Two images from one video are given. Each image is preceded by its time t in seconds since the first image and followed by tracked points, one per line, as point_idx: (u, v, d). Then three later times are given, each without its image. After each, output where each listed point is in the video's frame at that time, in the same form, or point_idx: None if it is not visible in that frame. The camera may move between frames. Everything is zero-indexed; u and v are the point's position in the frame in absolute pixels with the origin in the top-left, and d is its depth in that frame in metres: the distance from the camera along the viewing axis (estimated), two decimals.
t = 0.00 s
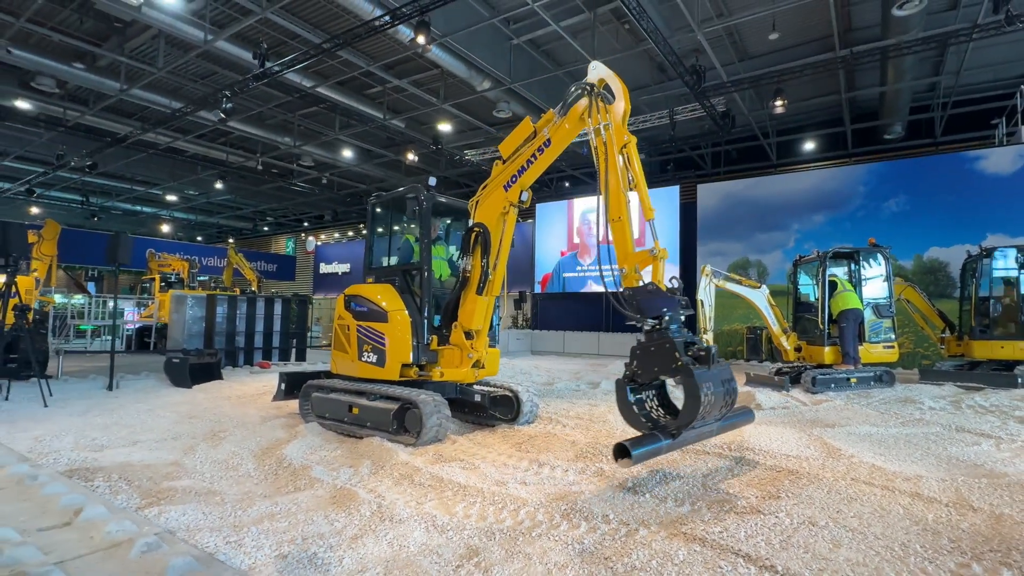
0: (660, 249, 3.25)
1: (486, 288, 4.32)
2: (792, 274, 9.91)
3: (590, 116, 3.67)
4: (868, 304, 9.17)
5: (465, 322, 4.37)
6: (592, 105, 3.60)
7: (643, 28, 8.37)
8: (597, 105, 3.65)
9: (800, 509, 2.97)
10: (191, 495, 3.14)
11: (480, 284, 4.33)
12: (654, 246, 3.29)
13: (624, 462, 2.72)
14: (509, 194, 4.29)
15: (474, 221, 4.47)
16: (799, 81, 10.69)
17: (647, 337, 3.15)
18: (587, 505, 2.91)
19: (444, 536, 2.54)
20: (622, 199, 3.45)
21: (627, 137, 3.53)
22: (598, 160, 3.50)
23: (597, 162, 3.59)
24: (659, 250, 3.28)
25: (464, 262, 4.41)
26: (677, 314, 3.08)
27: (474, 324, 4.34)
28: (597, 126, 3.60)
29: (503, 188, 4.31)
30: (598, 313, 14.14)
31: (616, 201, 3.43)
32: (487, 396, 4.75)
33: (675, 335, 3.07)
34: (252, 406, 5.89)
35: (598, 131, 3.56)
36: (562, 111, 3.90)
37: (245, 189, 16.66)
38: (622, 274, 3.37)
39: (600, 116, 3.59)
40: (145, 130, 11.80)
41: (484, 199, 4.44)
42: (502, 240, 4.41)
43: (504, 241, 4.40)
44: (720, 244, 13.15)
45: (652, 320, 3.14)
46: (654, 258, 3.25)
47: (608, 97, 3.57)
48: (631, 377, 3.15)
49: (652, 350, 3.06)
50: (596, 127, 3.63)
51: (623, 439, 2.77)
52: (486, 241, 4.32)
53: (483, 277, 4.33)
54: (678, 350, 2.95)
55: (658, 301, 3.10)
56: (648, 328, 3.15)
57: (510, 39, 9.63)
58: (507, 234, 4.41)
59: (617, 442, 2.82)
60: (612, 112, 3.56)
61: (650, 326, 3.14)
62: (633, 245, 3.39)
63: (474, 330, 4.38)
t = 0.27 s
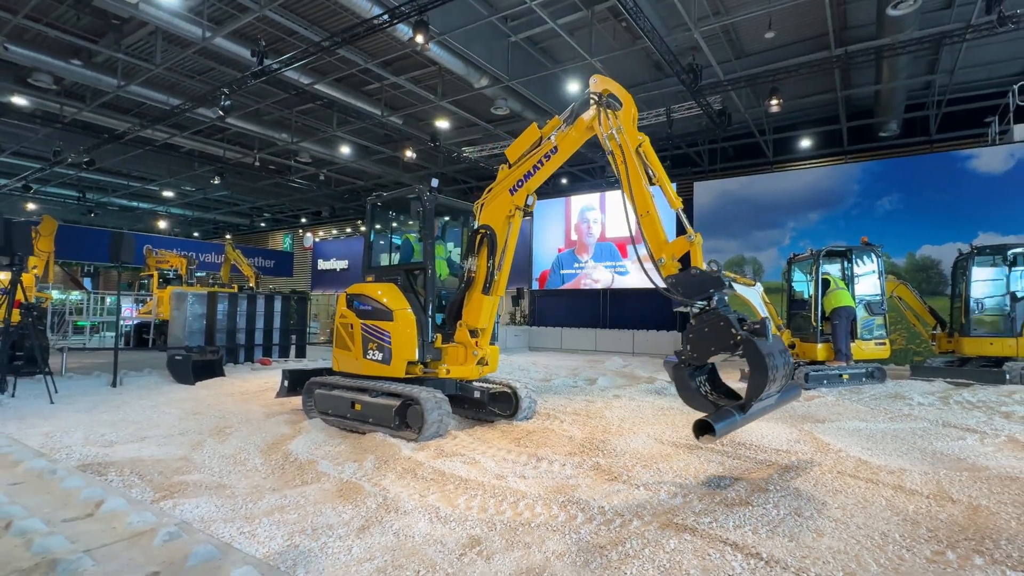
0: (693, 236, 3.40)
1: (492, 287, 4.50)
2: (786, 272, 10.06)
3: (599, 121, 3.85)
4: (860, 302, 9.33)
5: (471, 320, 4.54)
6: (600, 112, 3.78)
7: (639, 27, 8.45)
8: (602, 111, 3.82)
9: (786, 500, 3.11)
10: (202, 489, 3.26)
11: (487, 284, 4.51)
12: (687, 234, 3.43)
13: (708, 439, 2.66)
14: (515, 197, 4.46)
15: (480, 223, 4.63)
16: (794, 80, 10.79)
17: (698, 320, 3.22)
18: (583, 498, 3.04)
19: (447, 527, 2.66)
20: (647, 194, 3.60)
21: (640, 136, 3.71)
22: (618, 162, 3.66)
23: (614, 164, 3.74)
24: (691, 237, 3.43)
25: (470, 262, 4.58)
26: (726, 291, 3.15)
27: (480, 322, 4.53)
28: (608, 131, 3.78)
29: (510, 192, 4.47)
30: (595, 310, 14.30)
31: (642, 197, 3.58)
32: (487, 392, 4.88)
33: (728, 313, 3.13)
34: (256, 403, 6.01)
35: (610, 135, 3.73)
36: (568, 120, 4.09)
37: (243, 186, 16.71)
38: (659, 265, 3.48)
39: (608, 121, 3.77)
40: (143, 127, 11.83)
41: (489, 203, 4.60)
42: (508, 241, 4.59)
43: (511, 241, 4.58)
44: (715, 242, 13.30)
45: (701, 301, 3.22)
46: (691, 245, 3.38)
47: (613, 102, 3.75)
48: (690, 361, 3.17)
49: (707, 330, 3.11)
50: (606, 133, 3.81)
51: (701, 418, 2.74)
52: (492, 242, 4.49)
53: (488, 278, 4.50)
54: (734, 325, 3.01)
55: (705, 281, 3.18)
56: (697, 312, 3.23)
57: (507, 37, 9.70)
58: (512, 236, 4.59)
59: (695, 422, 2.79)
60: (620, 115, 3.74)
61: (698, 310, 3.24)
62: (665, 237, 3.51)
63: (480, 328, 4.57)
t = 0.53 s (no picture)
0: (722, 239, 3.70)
1: (496, 283, 4.72)
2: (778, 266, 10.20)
3: (618, 134, 4.16)
4: (850, 296, 9.48)
5: (475, 315, 4.76)
6: (620, 125, 4.08)
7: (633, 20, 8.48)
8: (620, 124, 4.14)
9: (771, 488, 3.23)
10: (206, 478, 3.35)
11: (491, 280, 4.72)
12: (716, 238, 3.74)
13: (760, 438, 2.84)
14: (525, 199, 4.72)
15: (487, 221, 4.86)
16: (787, 74, 10.87)
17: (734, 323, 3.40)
18: (576, 486, 3.16)
19: (444, 514, 2.77)
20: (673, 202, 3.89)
21: (660, 146, 4.02)
22: (642, 172, 3.95)
23: (637, 175, 4.03)
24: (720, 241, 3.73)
25: (474, 259, 4.78)
26: (761, 294, 3.32)
27: (483, 317, 4.74)
28: (629, 143, 4.08)
29: (521, 194, 4.73)
30: (589, 303, 14.44)
31: (668, 204, 3.87)
32: (483, 385, 4.97)
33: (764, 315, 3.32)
34: (254, 396, 6.10)
35: (632, 146, 4.03)
36: (584, 128, 4.37)
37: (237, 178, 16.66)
38: (691, 269, 3.76)
39: (628, 133, 4.08)
40: (136, 118, 11.79)
41: (498, 203, 4.83)
42: (513, 240, 4.84)
43: (517, 241, 4.84)
44: (708, 236, 13.42)
45: (737, 305, 3.40)
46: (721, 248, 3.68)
47: (632, 116, 4.06)
48: (729, 362, 3.36)
49: (745, 332, 3.30)
50: (626, 145, 4.11)
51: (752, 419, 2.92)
52: (499, 240, 4.72)
53: (493, 274, 4.71)
54: (773, 327, 3.19)
55: (741, 286, 3.36)
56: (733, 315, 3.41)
57: (502, 29, 9.72)
58: (518, 235, 4.84)
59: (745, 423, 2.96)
60: (639, 126, 4.05)
61: (734, 313, 3.41)
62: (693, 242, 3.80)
63: (482, 323, 4.78)
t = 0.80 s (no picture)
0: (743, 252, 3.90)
1: (500, 279, 4.92)
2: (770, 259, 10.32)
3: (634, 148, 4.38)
4: (840, 288, 9.62)
5: (477, 310, 4.95)
6: (638, 141, 4.31)
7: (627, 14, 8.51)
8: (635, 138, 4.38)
9: (757, 475, 3.35)
10: (206, 468, 3.43)
11: (495, 275, 4.93)
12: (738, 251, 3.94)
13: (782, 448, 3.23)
14: (534, 201, 4.93)
15: (494, 219, 5.05)
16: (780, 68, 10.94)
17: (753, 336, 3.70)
18: (569, 473, 3.25)
19: (441, 500, 2.86)
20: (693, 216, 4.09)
21: (677, 162, 4.23)
22: (661, 188, 4.19)
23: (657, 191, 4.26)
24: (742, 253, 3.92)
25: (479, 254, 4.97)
26: (780, 310, 3.60)
27: (483, 311, 4.93)
28: (646, 158, 4.30)
29: (531, 196, 4.94)
30: (583, 296, 14.56)
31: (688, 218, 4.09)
32: (477, 376, 5.00)
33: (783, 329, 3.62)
34: (252, 388, 6.16)
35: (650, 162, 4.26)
36: (600, 141, 4.58)
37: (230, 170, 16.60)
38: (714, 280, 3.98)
39: (645, 148, 4.30)
40: (127, 109, 11.71)
41: (508, 202, 5.04)
42: (519, 238, 5.04)
43: (523, 239, 5.05)
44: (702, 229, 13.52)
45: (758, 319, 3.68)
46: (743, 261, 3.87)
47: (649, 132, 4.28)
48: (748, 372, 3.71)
49: (765, 346, 3.61)
50: (644, 160, 4.33)
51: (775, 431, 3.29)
52: (506, 237, 4.90)
53: (498, 270, 4.92)
54: (793, 343, 3.49)
55: (763, 302, 3.62)
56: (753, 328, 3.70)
57: (497, 21, 9.72)
58: (523, 235, 5.05)
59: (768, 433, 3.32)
60: (656, 142, 4.26)
61: (754, 327, 3.70)
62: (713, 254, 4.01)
63: (482, 317, 4.96)
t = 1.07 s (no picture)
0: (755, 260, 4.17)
1: (503, 278, 5.04)
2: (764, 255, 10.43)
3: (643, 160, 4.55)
4: (831, 284, 9.76)
5: (478, 307, 5.02)
6: (648, 154, 4.48)
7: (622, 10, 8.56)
8: (644, 150, 4.55)
9: (746, 465, 3.45)
10: (209, 459, 3.51)
11: (499, 274, 5.04)
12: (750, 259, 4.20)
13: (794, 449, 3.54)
14: (540, 205, 5.07)
15: (498, 219, 5.16)
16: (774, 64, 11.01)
17: (767, 340, 3.89)
18: (562, 464, 3.35)
19: (439, 490, 2.95)
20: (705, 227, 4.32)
21: (686, 173, 4.44)
22: (673, 201, 4.40)
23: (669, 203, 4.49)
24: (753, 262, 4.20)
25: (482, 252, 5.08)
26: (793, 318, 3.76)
27: (484, 307, 5.00)
28: (656, 171, 4.48)
29: (536, 200, 5.07)
30: (579, 291, 14.67)
31: (701, 229, 4.31)
32: (474, 370, 5.14)
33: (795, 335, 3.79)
34: (250, 382, 6.23)
35: (661, 175, 4.45)
36: (610, 152, 4.73)
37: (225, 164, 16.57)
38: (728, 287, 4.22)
39: (655, 161, 4.48)
40: (121, 103, 11.68)
41: (513, 204, 5.15)
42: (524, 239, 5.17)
43: (528, 240, 5.17)
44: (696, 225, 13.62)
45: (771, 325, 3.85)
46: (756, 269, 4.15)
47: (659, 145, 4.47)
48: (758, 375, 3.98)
49: (777, 351, 3.81)
50: (653, 172, 4.51)
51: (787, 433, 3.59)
52: (511, 237, 5.03)
53: (501, 269, 5.03)
54: (805, 349, 3.67)
55: (776, 309, 3.77)
56: (766, 333, 3.88)
57: (492, 17, 9.74)
58: (528, 236, 5.18)
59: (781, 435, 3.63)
60: (665, 154, 4.46)
61: (768, 332, 3.88)
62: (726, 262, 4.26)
63: (483, 313, 5.03)
